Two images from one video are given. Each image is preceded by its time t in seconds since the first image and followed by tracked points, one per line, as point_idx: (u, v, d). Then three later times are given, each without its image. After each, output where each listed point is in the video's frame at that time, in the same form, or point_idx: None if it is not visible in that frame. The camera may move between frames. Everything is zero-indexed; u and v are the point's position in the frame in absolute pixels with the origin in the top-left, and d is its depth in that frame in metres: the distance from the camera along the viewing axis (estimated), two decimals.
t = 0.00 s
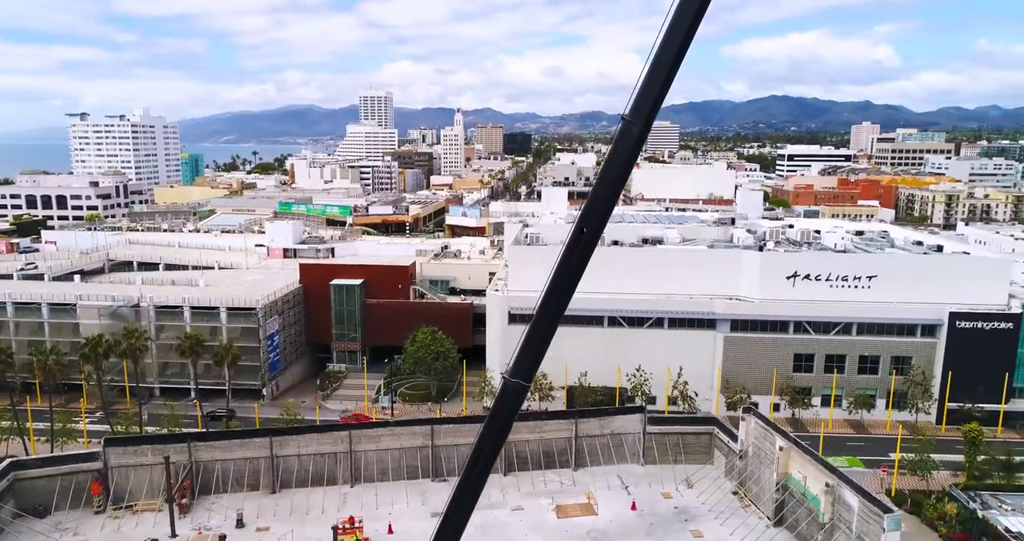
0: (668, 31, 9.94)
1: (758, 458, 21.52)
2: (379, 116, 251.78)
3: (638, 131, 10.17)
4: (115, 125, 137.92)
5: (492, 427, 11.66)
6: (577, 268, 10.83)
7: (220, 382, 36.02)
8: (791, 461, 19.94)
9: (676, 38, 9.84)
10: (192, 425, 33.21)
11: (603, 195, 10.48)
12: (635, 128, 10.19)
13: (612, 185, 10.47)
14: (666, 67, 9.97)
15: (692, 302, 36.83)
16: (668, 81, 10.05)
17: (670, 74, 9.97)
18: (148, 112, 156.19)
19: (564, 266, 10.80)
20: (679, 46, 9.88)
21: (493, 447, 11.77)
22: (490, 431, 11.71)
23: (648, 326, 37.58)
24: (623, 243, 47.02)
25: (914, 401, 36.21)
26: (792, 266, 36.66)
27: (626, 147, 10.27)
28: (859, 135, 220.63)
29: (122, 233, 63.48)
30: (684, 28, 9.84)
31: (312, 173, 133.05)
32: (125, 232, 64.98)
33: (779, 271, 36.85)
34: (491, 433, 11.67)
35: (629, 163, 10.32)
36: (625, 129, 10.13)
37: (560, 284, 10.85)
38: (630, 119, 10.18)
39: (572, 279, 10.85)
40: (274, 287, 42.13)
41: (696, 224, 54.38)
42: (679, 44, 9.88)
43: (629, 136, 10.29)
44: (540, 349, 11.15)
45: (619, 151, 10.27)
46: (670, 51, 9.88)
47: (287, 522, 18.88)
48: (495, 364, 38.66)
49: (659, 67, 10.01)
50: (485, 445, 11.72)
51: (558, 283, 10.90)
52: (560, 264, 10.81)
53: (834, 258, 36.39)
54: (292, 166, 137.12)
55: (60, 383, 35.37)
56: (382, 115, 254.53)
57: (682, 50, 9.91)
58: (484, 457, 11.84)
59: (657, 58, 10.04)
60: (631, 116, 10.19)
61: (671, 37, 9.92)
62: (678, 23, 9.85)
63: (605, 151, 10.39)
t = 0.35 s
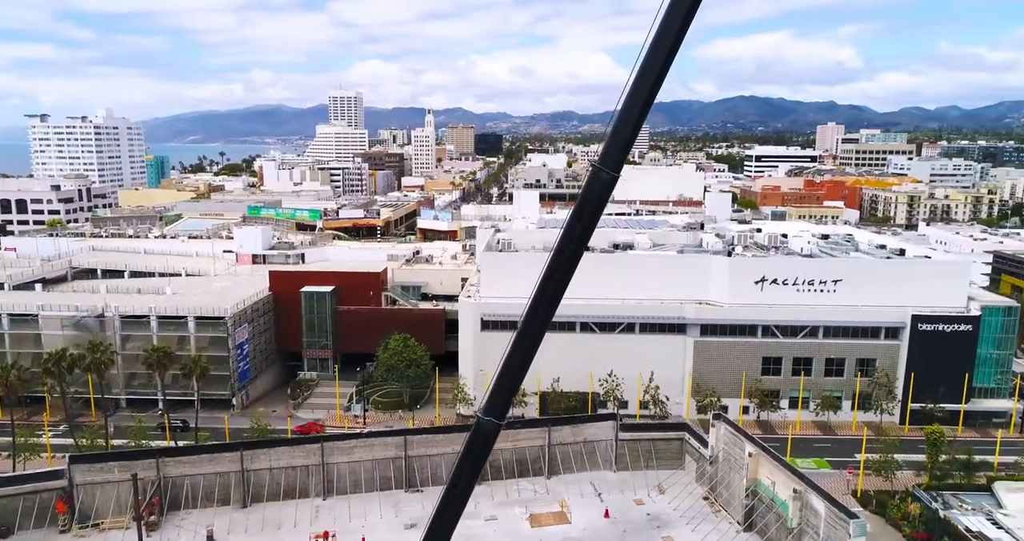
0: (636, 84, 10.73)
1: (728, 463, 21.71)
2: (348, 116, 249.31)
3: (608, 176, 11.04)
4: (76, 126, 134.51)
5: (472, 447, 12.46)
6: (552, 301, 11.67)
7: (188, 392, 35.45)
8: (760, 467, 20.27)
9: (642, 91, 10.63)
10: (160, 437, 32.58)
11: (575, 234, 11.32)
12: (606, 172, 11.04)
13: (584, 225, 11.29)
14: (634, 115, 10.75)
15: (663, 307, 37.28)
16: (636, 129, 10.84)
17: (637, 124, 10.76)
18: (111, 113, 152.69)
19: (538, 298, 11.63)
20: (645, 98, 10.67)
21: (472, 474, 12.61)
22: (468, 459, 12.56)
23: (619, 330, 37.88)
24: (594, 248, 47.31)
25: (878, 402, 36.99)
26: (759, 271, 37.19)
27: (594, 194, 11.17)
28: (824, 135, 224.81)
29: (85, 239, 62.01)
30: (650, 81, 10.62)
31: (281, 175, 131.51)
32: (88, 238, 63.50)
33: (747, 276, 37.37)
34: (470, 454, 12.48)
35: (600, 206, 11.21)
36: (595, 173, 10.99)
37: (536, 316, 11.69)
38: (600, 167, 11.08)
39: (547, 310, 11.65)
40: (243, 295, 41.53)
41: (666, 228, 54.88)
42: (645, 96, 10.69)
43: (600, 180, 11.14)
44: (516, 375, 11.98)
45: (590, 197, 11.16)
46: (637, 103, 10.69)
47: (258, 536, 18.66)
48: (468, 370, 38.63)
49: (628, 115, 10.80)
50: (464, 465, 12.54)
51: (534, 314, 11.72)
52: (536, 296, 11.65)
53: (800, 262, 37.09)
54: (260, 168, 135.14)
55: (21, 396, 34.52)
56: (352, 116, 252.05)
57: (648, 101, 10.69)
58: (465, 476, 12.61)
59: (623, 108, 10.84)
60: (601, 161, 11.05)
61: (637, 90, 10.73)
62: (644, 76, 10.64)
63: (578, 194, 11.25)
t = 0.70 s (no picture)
0: (604, 134, 10.87)
1: (699, 469, 21.51)
2: (319, 116, 247.20)
3: (581, 219, 11.10)
4: (38, 128, 131.66)
5: (444, 495, 12.12)
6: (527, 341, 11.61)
7: (157, 403, 34.86)
8: (731, 474, 20.36)
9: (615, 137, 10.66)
10: (130, 450, 31.96)
11: (548, 276, 11.41)
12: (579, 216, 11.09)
13: (557, 268, 11.39)
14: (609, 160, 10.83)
15: (636, 313, 37.62)
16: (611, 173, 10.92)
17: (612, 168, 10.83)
18: (76, 114, 149.68)
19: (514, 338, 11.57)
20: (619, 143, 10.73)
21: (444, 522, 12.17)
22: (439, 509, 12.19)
23: (593, 336, 38.11)
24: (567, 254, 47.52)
25: (846, 404, 37.71)
26: (730, 277, 37.78)
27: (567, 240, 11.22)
28: (793, 136, 228.68)
29: (50, 246, 60.78)
30: (621, 129, 10.73)
31: (251, 178, 129.74)
32: (53, 245, 62.21)
33: (718, 282, 37.92)
34: (444, 500, 12.10)
35: (573, 249, 11.24)
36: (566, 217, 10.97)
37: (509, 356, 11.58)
38: (572, 212, 11.15)
39: (520, 352, 11.61)
40: (213, 304, 40.95)
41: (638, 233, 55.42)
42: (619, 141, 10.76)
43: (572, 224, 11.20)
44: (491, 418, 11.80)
45: (561, 241, 11.23)
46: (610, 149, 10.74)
47: None
48: (443, 377, 38.58)
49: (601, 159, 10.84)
50: (436, 516, 12.11)
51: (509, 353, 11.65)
52: (509, 341, 11.60)
53: (769, 267, 37.72)
54: (230, 170, 133.50)
55: None
56: (323, 116, 250.00)
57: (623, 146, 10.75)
58: (437, 524, 12.16)
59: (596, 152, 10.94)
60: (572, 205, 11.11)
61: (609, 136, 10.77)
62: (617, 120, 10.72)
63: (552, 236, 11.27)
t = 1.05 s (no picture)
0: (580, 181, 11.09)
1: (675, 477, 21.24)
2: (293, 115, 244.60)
3: (557, 264, 11.37)
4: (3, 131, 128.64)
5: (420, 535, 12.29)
6: (506, 378, 11.85)
7: (129, 415, 34.33)
8: (705, 481, 20.15)
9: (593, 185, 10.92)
10: (101, 464, 31.45)
11: (525, 320, 11.57)
12: (554, 260, 11.32)
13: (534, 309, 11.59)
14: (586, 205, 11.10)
15: (611, 320, 37.93)
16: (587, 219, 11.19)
17: (594, 202, 11.00)
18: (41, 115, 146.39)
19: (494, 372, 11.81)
20: (595, 188, 11.01)
21: None
22: None
23: (569, 342, 38.37)
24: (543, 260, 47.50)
25: (818, 407, 38.32)
26: (704, 282, 38.21)
27: (543, 283, 11.50)
28: (764, 137, 231.68)
29: (16, 253, 59.49)
30: (595, 176, 10.99)
31: (224, 181, 128.24)
32: (19, 252, 60.87)
33: (693, 287, 38.32)
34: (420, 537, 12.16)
35: (550, 292, 11.49)
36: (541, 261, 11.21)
37: (489, 396, 11.82)
38: (548, 258, 11.39)
39: (498, 394, 11.86)
40: (186, 312, 40.40)
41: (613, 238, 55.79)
42: (596, 186, 11.04)
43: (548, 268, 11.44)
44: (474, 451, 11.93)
45: (537, 286, 11.46)
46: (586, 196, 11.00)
47: None
48: (420, 385, 38.46)
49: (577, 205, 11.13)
50: None
51: (488, 389, 11.89)
52: (485, 383, 11.88)
53: (743, 273, 38.22)
54: (202, 173, 131.60)
55: None
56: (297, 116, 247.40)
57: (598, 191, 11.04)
58: None
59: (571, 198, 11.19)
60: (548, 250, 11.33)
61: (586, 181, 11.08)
62: (598, 158, 10.94)
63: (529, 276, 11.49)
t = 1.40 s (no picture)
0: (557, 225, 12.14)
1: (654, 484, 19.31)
2: (267, 116, 241.81)
3: (534, 304, 12.38)
4: None
5: None
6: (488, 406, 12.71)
7: (100, 426, 33.78)
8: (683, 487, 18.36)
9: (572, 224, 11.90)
10: (72, 477, 30.91)
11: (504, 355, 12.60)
12: (533, 297, 12.34)
13: (512, 348, 12.60)
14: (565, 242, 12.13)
15: (589, 325, 38.17)
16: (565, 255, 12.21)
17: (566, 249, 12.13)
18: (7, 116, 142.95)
19: (479, 394, 12.74)
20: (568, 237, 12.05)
21: None
22: None
23: (547, 348, 38.55)
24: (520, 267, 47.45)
25: (792, 410, 38.88)
26: (679, 287, 38.60)
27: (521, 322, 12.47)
28: (738, 138, 234.73)
29: None
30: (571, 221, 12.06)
31: (197, 183, 126.54)
32: None
33: (668, 292, 38.69)
34: None
35: (526, 333, 12.46)
36: (521, 300, 12.22)
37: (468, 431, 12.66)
38: (525, 299, 12.36)
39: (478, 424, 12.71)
40: (159, 321, 39.86)
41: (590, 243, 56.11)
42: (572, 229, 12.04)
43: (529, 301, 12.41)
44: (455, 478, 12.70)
45: (517, 323, 12.45)
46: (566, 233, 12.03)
47: None
48: (397, 393, 38.36)
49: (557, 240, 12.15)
50: None
51: (473, 413, 12.69)
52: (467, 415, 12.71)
53: (717, 278, 38.68)
54: (174, 175, 129.69)
55: None
56: (271, 116, 244.60)
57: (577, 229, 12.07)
58: None
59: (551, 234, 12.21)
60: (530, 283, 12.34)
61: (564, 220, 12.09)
62: (566, 213, 12.02)
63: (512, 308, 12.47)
